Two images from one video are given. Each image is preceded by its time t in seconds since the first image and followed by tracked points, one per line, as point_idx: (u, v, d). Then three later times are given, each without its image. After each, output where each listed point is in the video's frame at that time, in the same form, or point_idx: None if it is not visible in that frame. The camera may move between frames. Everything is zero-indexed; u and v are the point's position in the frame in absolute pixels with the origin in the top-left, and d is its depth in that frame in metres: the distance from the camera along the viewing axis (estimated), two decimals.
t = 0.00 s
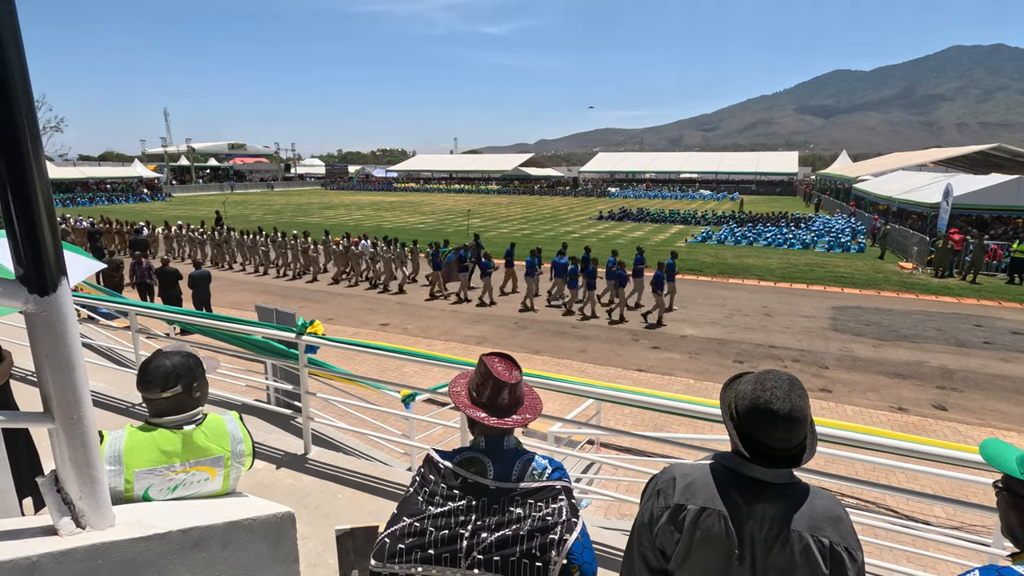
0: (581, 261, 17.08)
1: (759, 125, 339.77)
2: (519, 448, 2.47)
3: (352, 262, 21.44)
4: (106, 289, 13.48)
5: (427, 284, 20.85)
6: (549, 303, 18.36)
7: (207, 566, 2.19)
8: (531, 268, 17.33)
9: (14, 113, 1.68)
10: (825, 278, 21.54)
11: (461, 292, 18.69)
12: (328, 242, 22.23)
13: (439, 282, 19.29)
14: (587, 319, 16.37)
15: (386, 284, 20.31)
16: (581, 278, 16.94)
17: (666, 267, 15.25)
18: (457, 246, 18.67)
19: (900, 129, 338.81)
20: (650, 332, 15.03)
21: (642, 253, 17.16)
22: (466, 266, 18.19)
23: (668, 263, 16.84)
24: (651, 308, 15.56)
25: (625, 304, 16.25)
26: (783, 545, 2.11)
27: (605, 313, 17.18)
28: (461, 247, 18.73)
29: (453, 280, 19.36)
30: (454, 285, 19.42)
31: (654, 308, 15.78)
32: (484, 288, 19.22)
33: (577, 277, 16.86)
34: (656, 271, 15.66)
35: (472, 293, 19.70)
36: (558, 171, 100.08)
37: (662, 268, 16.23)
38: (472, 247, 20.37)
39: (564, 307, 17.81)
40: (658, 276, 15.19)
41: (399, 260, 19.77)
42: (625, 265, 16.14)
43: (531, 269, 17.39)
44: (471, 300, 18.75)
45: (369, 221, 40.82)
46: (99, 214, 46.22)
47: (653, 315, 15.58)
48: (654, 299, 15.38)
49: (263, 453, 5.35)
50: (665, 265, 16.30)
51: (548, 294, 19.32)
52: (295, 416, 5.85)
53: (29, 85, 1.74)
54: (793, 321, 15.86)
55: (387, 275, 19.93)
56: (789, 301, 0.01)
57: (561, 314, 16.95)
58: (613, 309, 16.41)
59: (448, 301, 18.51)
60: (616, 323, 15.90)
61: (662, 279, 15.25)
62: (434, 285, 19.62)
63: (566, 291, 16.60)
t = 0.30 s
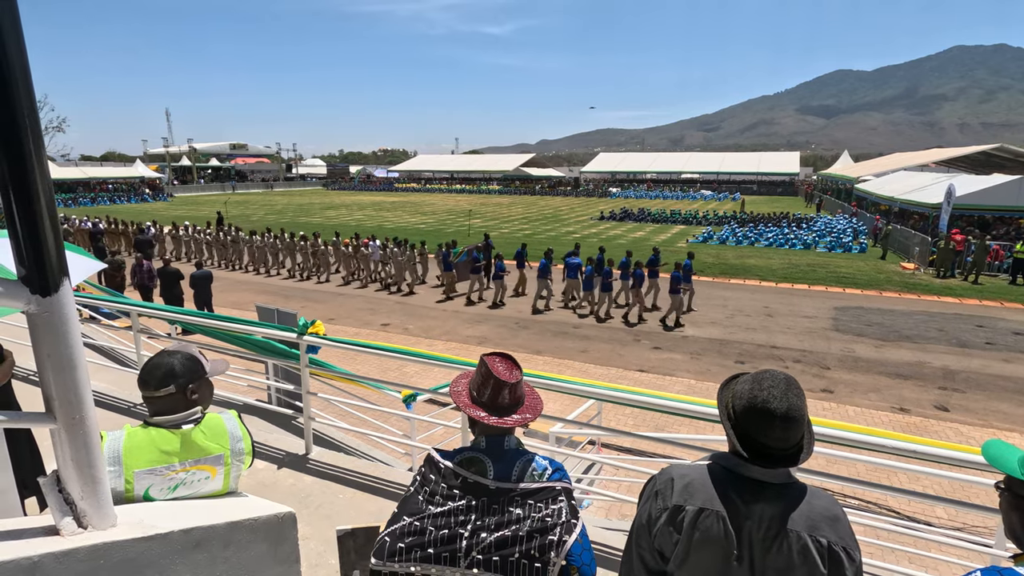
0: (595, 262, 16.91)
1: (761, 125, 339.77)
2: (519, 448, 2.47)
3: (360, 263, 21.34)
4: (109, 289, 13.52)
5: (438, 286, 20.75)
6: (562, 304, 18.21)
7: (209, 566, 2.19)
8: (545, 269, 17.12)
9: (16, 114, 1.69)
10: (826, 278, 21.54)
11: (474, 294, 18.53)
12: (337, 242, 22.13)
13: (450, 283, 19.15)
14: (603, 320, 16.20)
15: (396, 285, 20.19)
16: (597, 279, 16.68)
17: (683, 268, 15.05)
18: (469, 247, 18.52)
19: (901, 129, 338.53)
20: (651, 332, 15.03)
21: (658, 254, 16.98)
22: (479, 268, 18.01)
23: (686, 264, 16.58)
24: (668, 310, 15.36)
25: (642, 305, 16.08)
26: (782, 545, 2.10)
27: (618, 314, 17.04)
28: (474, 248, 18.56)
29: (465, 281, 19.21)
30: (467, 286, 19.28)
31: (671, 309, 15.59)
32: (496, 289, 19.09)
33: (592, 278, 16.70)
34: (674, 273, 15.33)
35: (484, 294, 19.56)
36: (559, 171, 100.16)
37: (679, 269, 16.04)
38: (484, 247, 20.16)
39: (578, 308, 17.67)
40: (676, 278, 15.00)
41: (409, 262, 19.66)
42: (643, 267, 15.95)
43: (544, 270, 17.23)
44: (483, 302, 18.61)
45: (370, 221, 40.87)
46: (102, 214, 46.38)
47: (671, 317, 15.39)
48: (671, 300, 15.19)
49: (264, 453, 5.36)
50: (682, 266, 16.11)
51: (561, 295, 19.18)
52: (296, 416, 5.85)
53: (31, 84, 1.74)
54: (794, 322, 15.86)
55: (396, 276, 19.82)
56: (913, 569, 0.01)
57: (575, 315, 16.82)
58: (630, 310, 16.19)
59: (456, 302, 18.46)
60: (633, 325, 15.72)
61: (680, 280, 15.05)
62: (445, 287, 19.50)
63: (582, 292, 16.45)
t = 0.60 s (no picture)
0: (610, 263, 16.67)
1: (762, 125, 339.74)
2: (520, 449, 2.47)
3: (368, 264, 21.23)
4: (110, 289, 13.53)
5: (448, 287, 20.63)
6: (575, 305, 18.02)
7: (210, 566, 2.19)
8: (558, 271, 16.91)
9: (18, 114, 1.69)
10: (827, 279, 21.53)
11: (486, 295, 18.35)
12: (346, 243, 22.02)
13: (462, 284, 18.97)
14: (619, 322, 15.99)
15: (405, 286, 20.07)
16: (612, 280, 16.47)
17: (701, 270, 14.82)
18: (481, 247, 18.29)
19: (902, 129, 338.31)
20: (652, 332, 15.02)
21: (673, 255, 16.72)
22: (491, 269, 17.82)
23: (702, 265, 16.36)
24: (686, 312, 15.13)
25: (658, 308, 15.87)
26: (777, 544, 2.10)
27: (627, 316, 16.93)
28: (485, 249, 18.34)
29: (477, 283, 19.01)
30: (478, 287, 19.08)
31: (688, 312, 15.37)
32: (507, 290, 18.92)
33: (607, 279, 16.47)
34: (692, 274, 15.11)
35: (495, 295, 19.37)
36: (560, 171, 100.20)
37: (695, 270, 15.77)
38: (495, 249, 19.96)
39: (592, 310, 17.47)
40: (694, 279, 14.75)
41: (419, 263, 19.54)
42: (660, 268, 15.69)
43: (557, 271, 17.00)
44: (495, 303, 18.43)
45: (371, 221, 40.87)
46: (103, 214, 46.44)
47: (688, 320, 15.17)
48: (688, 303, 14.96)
49: (265, 453, 5.36)
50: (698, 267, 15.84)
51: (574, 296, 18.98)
52: (298, 416, 5.85)
53: (32, 85, 1.75)
54: (795, 322, 15.85)
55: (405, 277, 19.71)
56: None
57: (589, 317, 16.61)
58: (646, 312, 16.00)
59: (462, 303, 18.38)
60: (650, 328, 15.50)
61: (698, 282, 14.79)
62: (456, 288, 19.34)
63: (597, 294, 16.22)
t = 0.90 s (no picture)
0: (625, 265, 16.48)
1: (762, 125, 339.70)
2: (522, 448, 2.47)
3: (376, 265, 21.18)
4: (112, 289, 13.55)
5: (457, 287, 20.55)
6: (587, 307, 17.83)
7: (211, 565, 2.20)
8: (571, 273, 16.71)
9: (21, 112, 1.69)
10: (828, 279, 21.53)
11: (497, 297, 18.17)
12: (353, 244, 21.95)
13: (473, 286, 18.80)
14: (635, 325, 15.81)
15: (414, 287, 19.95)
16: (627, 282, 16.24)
17: (720, 272, 14.65)
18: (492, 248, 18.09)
19: (903, 129, 338.04)
20: (654, 332, 15.02)
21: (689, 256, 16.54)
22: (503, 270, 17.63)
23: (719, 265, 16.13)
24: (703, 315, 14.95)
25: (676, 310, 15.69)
26: (776, 541, 2.11)
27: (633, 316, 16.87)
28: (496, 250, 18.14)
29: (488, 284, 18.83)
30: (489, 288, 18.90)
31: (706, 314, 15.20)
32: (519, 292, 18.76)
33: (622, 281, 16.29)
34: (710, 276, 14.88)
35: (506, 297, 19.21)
36: (561, 171, 100.22)
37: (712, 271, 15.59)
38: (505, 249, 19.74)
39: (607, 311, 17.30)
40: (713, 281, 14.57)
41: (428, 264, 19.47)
42: (677, 270, 15.49)
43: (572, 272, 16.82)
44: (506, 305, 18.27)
45: (372, 221, 40.86)
46: (104, 214, 46.46)
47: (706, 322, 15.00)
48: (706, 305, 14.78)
49: (267, 453, 5.37)
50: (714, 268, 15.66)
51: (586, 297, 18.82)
52: (299, 416, 5.86)
53: (34, 84, 1.75)
54: (796, 322, 15.84)
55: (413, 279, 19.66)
56: None
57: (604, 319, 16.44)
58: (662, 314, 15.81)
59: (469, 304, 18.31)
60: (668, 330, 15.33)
61: (717, 284, 14.61)
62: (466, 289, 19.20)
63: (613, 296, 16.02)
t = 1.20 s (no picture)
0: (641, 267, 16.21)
1: (763, 125, 339.70)
2: (523, 448, 2.47)
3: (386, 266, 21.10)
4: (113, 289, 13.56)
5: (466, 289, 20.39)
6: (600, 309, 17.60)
7: (212, 566, 2.19)
8: (586, 274, 16.43)
9: (21, 113, 1.69)
10: (829, 279, 21.53)
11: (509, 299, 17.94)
12: (362, 244, 21.86)
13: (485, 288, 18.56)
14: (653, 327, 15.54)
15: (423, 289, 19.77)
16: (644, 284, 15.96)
17: (739, 273, 14.38)
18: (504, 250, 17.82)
19: (904, 129, 337.85)
20: (654, 332, 15.02)
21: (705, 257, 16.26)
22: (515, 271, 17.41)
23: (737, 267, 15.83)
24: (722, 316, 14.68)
25: (694, 312, 15.42)
26: (778, 541, 2.10)
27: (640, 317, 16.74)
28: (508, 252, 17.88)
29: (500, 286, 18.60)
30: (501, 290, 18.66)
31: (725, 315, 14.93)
32: (531, 293, 18.54)
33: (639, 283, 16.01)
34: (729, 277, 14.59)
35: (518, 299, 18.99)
36: (561, 171, 100.23)
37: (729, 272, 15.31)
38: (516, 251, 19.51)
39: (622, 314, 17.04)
40: (732, 283, 14.30)
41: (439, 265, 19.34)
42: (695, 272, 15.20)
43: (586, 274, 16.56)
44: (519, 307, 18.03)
45: (373, 222, 40.86)
46: (106, 214, 46.55)
47: (725, 324, 14.72)
48: (725, 306, 14.51)
49: (268, 453, 5.36)
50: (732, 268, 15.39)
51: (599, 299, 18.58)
52: (300, 416, 5.85)
53: (36, 85, 1.75)
54: (797, 322, 15.84)
55: (423, 280, 19.57)
56: None
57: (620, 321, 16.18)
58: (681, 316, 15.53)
59: (476, 305, 18.21)
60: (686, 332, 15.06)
61: (736, 285, 14.33)
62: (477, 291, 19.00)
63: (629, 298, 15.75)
